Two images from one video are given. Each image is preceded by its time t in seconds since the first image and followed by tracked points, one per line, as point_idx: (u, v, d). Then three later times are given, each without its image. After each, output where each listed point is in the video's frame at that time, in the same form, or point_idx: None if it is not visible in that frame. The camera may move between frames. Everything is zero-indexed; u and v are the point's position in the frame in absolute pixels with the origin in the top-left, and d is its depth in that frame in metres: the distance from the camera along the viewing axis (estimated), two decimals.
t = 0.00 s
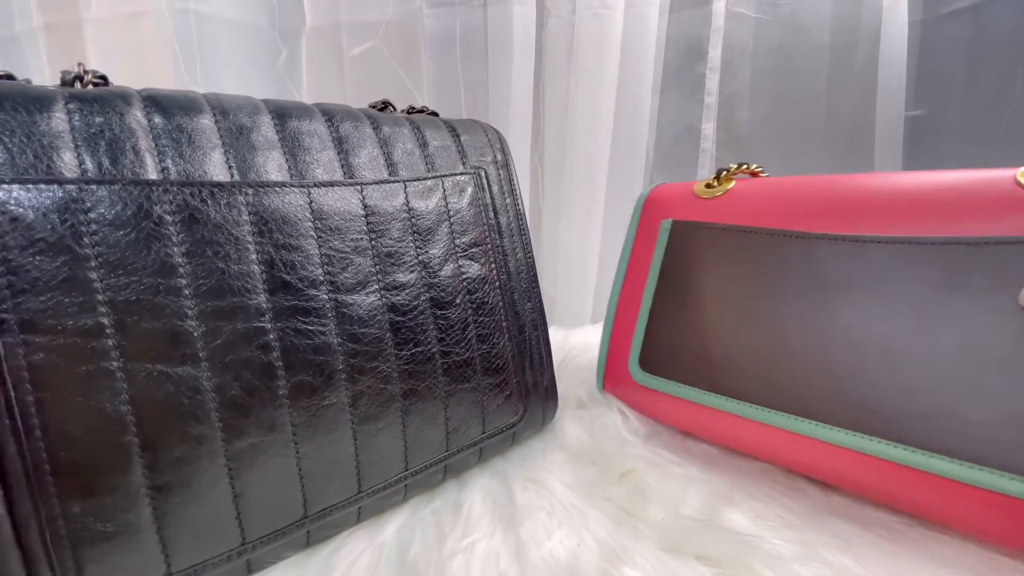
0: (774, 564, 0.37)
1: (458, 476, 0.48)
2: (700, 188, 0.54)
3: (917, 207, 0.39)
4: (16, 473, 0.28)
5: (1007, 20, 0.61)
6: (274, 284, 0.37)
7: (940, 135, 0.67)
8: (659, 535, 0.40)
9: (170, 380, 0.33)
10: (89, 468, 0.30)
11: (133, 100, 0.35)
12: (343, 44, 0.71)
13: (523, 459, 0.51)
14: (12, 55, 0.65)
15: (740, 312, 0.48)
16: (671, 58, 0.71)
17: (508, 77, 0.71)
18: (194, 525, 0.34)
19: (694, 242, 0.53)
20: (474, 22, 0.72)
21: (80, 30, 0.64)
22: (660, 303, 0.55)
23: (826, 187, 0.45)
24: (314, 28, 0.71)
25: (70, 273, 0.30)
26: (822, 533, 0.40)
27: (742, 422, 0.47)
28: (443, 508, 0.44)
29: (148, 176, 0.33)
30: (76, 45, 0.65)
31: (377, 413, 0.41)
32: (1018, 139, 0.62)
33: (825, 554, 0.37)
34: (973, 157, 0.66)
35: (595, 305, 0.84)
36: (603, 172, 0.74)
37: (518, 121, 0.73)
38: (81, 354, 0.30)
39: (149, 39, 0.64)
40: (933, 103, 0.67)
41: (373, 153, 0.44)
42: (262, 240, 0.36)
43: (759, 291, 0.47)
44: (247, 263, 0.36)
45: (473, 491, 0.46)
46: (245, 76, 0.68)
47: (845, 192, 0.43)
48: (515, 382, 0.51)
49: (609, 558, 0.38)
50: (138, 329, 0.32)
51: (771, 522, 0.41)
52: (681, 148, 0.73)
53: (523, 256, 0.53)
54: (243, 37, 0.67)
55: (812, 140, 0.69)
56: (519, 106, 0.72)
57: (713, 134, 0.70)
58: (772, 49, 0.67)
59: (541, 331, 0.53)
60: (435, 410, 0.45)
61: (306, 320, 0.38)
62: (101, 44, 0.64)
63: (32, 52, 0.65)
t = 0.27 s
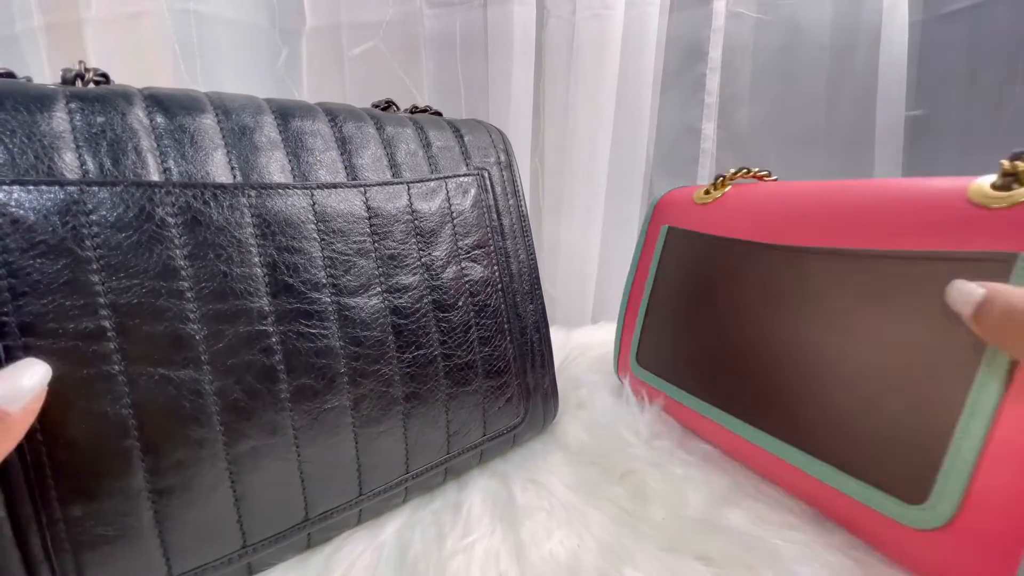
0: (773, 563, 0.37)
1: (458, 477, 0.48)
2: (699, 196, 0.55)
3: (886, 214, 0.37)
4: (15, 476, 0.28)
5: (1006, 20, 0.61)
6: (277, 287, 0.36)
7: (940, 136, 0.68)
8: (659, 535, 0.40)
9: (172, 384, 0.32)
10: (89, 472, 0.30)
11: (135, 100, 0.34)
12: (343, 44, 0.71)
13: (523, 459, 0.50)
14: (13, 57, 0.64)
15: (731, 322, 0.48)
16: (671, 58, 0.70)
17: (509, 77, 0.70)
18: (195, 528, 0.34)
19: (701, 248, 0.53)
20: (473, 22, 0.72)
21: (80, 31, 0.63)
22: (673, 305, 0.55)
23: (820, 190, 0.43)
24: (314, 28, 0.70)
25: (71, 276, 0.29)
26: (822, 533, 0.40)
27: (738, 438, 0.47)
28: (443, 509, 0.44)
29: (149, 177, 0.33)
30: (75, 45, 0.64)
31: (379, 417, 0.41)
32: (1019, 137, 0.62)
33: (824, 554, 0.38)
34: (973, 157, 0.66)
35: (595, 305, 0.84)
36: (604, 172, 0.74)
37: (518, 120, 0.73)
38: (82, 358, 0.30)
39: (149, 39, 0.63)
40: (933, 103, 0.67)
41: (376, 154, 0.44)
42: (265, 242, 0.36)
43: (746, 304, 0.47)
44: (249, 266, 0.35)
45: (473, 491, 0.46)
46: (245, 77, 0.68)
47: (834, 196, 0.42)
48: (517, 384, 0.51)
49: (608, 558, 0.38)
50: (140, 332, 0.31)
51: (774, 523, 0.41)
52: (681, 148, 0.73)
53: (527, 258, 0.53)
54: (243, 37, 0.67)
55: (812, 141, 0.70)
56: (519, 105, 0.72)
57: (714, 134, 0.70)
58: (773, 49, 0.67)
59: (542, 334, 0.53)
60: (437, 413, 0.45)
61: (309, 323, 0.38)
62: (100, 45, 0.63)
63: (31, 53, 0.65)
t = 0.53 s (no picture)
0: (774, 564, 0.37)
1: (457, 476, 0.48)
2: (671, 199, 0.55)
3: (818, 219, 0.36)
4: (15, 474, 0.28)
5: (1006, 19, 0.60)
6: (275, 285, 0.37)
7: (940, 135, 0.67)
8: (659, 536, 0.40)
9: (171, 381, 0.33)
10: (89, 470, 0.30)
11: (133, 99, 0.35)
12: (343, 44, 0.71)
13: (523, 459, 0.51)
14: (13, 56, 0.65)
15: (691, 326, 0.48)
16: (671, 57, 0.70)
17: (509, 77, 0.70)
18: (194, 526, 0.34)
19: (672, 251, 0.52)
20: (474, 21, 0.72)
21: (80, 31, 0.63)
22: (654, 308, 0.54)
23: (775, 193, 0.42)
24: (314, 28, 0.70)
25: (70, 274, 0.30)
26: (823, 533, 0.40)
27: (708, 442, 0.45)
28: (443, 508, 0.44)
29: (148, 177, 0.33)
30: (76, 45, 0.65)
31: (378, 415, 0.41)
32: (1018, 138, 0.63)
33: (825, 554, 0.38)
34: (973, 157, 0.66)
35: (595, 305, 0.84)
36: (604, 171, 0.74)
37: (517, 120, 0.73)
38: (81, 356, 0.30)
39: (149, 39, 0.64)
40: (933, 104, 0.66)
41: (374, 153, 0.44)
42: (263, 240, 0.36)
43: (704, 308, 0.46)
44: (247, 263, 0.36)
45: (473, 491, 0.46)
46: (245, 76, 0.68)
47: (781, 200, 0.41)
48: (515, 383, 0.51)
49: (609, 558, 0.38)
50: (139, 331, 0.31)
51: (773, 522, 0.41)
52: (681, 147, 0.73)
53: (525, 256, 0.53)
54: (243, 37, 0.67)
55: (812, 141, 0.69)
56: (519, 105, 0.72)
57: (714, 134, 0.70)
58: (773, 49, 0.66)
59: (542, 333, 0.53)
60: (436, 411, 0.45)
61: (307, 321, 0.38)
62: (100, 44, 0.64)
63: (33, 53, 0.65)
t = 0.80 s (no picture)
0: (773, 565, 0.37)
1: (457, 476, 0.48)
2: (671, 199, 0.55)
3: (814, 221, 0.36)
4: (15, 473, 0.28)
5: (1006, 20, 0.60)
6: (276, 285, 0.37)
7: (940, 135, 0.67)
8: (659, 536, 0.40)
9: (171, 381, 0.33)
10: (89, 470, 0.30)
11: (133, 99, 0.35)
12: (343, 44, 0.71)
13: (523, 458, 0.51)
14: (13, 57, 0.65)
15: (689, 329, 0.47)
16: (671, 57, 0.70)
17: (509, 77, 0.70)
18: (194, 526, 0.34)
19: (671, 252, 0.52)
20: (473, 21, 0.72)
21: (80, 31, 0.63)
22: (654, 310, 0.54)
23: (776, 193, 0.42)
24: (314, 28, 0.70)
25: (70, 274, 0.30)
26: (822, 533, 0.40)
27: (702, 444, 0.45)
28: (443, 508, 0.44)
29: (148, 176, 0.33)
30: (77, 45, 0.65)
31: (378, 415, 0.41)
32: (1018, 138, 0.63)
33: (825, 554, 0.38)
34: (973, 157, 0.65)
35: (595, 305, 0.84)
36: (604, 171, 0.74)
37: (517, 120, 0.73)
38: (81, 355, 0.30)
39: (149, 40, 0.64)
40: (933, 103, 0.66)
41: (374, 153, 0.44)
42: (263, 240, 0.36)
43: (701, 309, 0.46)
44: (247, 263, 0.36)
45: (473, 491, 0.46)
46: (245, 76, 0.68)
47: (780, 201, 0.41)
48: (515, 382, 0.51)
49: (609, 558, 0.38)
50: (139, 330, 0.31)
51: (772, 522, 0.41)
52: (681, 148, 0.73)
53: (524, 256, 0.53)
54: (243, 38, 0.67)
55: (812, 141, 0.69)
56: (519, 106, 0.72)
57: (714, 134, 0.70)
58: (773, 49, 0.66)
59: (542, 332, 0.53)
60: (436, 411, 0.45)
61: (306, 321, 0.38)
62: (100, 44, 0.64)
63: (33, 52, 0.65)
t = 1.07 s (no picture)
0: (773, 565, 0.37)
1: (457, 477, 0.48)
2: (671, 199, 0.55)
3: (808, 224, 0.37)
4: (16, 472, 0.29)
5: (1006, 20, 0.60)
6: (276, 285, 0.37)
7: (940, 135, 0.67)
8: (659, 536, 0.40)
9: (170, 381, 0.33)
10: (90, 469, 0.30)
11: (133, 99, 0.35)
12: (343, 44, 0.71)
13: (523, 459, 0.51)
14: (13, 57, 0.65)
15: (687, 331, 0.48)
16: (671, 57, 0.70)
17: (508, 77, 0.70)
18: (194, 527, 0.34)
19: (671, 253, 0.52)
20: (474, 21, 0.72)
21: (80, 31, 0.64)
22: (654, 311, 0.54)
23: (774, 196, 0.43)
24: (314, 28, 0.70)
25: (70, 273, 0.30)
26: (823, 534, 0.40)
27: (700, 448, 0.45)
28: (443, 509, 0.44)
29: (148, 176, 0.33)
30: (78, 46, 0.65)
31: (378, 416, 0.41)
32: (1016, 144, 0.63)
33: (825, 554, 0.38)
34: (974, 158, 0.65)
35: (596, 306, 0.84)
36: (604, 171, 0.74)
37: (518, 120, 0.73)
38: (81, 355, 0.30)
39: (149, 40, 0.64)
40: (932, 103, 0.66)
41: (374, 152, 0.44)
42: (262, 240, 0.36)
43: (698, 311, 0.46)
44: (247, 263, 0.36)
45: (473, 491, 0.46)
46: (245, 77, 0.69)
47: (777, 204, 0.41)
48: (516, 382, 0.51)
49: (608, 558, 0.38)
50: (138, 330, 0.31)
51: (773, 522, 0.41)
52: (681, 147, 0.73)
53: (524, 256, 0.53)
54: (243, 38, 0.67)
55: (812, 140, 0.69)
56: (519, 106, 0.72)
57: (714, 134, 0.70)
58: (773, 49, 0.66)
59: (543, 333, 0.53)
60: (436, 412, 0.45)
61: (306, 321, 0.38)
62: (100, 45, 0.64)
63: (35, 53, 0.66)
